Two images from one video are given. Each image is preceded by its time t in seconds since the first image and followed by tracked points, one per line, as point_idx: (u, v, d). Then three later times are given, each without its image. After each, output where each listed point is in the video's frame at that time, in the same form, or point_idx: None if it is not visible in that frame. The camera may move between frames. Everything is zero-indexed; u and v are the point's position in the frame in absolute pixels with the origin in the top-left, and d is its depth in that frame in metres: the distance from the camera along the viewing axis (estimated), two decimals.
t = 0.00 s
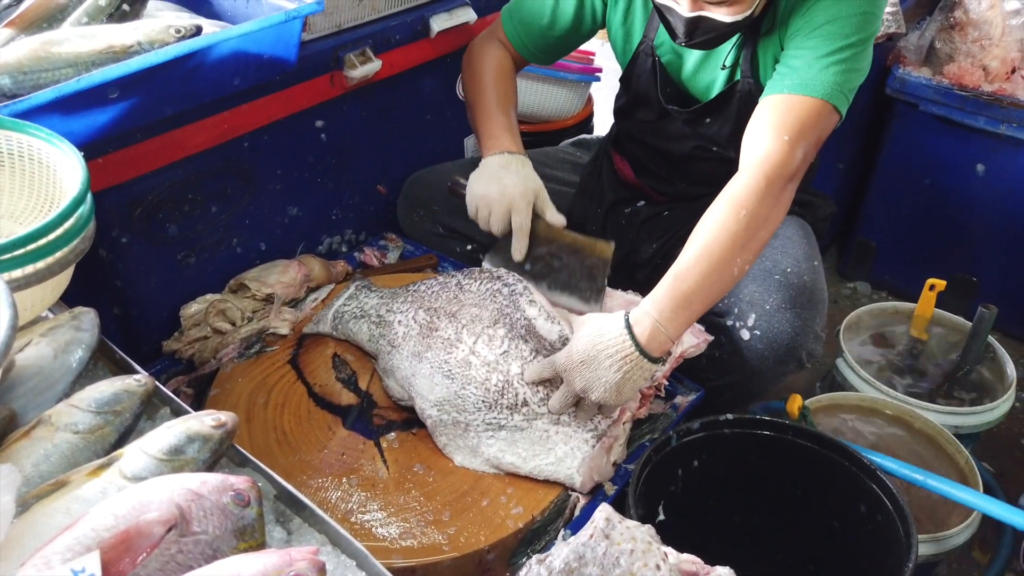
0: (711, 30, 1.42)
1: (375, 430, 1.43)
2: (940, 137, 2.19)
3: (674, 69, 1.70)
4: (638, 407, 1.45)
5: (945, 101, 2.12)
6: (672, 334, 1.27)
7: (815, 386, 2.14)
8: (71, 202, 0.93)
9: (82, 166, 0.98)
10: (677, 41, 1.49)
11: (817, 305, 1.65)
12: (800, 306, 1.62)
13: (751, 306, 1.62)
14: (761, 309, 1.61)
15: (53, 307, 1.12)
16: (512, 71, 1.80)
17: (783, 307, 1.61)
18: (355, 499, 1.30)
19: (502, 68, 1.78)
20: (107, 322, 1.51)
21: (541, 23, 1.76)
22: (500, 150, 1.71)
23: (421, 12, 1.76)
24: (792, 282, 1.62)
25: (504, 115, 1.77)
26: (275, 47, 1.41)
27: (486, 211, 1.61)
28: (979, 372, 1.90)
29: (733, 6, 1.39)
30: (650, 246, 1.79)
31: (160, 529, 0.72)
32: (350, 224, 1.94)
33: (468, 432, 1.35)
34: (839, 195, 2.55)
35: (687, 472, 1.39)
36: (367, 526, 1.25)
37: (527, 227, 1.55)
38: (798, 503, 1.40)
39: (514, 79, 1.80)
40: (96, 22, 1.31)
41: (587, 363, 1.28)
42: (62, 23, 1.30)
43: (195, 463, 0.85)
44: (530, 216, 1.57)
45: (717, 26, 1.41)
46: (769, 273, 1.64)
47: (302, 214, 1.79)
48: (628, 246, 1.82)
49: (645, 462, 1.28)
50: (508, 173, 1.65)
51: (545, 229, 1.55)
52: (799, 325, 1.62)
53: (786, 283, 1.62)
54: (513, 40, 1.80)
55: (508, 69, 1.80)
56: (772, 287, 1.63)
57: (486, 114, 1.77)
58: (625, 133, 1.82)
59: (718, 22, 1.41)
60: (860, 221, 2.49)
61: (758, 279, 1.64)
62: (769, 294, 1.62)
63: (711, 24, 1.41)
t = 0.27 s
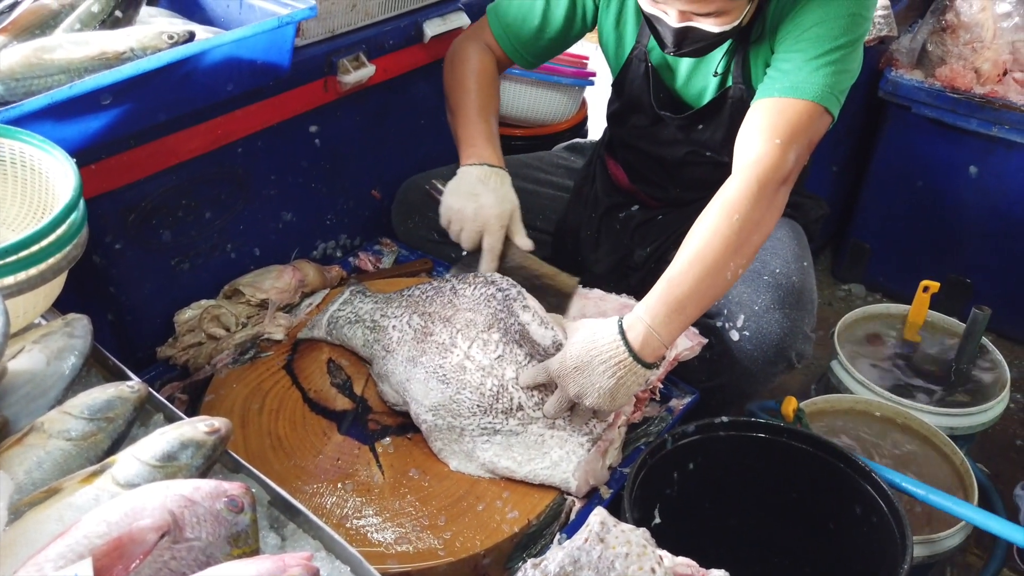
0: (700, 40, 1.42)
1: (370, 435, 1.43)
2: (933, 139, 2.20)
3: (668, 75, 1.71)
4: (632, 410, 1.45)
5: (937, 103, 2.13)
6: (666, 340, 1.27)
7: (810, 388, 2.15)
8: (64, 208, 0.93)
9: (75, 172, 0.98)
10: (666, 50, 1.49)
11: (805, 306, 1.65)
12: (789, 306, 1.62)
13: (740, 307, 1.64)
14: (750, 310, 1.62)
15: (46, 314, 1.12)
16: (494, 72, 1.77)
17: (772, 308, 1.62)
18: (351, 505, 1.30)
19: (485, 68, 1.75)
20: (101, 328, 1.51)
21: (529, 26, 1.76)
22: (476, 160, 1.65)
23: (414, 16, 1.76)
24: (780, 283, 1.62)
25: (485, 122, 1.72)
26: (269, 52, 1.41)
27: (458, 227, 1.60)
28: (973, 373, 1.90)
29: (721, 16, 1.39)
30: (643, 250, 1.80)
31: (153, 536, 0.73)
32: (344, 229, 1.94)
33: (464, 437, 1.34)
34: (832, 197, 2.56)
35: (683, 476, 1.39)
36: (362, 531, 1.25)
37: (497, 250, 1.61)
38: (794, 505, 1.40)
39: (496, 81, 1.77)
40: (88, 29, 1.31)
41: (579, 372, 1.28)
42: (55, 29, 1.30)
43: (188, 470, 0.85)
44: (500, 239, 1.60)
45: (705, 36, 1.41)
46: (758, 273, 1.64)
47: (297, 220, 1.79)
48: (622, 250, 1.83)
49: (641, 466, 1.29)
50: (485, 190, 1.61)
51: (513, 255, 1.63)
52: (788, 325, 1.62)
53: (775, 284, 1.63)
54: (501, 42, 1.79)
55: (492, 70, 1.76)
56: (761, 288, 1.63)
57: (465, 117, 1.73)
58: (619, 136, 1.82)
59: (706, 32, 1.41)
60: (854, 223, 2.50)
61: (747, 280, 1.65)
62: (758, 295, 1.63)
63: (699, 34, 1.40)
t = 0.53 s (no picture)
0: (689, 45, 1.42)
1: (368, 438, 1.43)
2: (929, 140, 2.20)
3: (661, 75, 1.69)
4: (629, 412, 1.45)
5: (932, 104, 2.14)
6: (660, 345, 1.27)
7: (807, 389, 2.15)
8: (59, 213, 0.93)
9: (71, 177, 0.98)
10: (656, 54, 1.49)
11: (800, 307, 1.65)
12: (784, 306, 1.63)
13: (734, 309, 1.64)
14: (744, 311, 1.62)
15: (43, 319, 1.12)
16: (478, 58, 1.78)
17: (766, 309, 1.62)
18: (349, 508, 1.30)
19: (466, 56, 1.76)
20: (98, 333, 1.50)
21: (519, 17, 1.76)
22: (442, 150, 1.74)
23: (410, 20, 1.76)
24: (774, 284, 1.63)
25: (458, 110, 1.77)
26: (266, 56, 1.41)
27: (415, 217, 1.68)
28: (970, 374, 1.91)
29: (710, 23, 1.39)
30: (637, 253, 1.81)
31: (150, 541, 0.72)
32: (342, 233, 1.94)
33: (461, 440, 1.34)
34: (829, 199, 2.57)
35: (681, 478, 1.39)
36: (360, 535, 1.25)
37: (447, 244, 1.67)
38: (792, 507, 1.40)
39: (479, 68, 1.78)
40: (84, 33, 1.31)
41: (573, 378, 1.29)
42: (51, 34, 1.30)
43: (185, 474, 0.84)
44: (451, 232, 1.67)
45: (694, 41, 1.41)
46: (752, 275, 1.65)
47: (294, 223, 1.79)
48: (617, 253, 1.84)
49: (639, 468, 1.28)
50: (441, 184, 1.69)
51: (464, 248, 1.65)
52: (783, 325, 1.62)
53: (769, 284, 1.63)
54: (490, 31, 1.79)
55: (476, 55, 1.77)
56: (755, 288, 1.63)
57: (439, 102, 1.77)
58: (614, 138, 1.82)
59: (694, 38, 1.40)
60: (850, 225, 2.50)
61: (742, 282, 1.65)
62: (753, 296, 1.63)
63: (687, 39, 1.40)
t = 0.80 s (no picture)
0: (684, 41, 1.43)
1: (364, 438, 1.43)
2: (925, 140, 2.21)
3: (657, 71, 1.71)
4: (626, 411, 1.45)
5: (928, 104, 2.14)
6: (655, 345, 1.28)
7: (804, 389, 2.15)
8: (54, 214, 0.92)
9: (65, 178, 0.98)
10: (652, 51, 1.50)
11: (794, 305, 1.65)
12: (778, 305, 1.62)
13: (729, 307, 1.64)
14: (739, 309, 1.62)
15: (37, 320, 1.12)
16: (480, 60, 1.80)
17: (761, 307, 1.61)
18: (345, 509, 1.29)
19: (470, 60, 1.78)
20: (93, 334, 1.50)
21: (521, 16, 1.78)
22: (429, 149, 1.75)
23: (406, 20, 1.76)
24: (769, 282, 1.63)
25: (450, 110, 1.77)
26: (261, 56, 1.41)
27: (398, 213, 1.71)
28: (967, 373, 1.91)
29: (703, 20, 1.39)
30: (634, 253, 1.81)
31: (145, 542, 0.72)
32: (338, 233, 1.94)
33: (457, 440, 1.34)
34: (825, 199, 2.57)
35: (678, 477, 1.39)
36: (357, 536, 1.25)
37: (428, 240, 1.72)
38: (790, 506, 1.40)
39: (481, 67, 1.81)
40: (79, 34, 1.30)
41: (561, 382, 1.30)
42: (46, 35, 1.30)
43: (180, 475, 0.84)
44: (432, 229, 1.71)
45: (688, 37, 1.42)
46: (747, 273, 1.65)
47: (290, 224, 1.79)
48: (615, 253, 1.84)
49: (636, 468, 1.28)
50: (426, 180, 1.70)
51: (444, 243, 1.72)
52: (777, 324, 1.61)
53: (763, 282, 1.63)
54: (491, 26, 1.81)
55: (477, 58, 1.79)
56: (749, 287, 1.64)
57: (434, 101, 1.78)
58: (610, 138, 1.82)
59: (689, 34, 1.42)
60: (847, 225, 2.51)
61: (737, 280, 1.65)
62: (747, 294, 1.63)
63: (681, 36, 1.42)
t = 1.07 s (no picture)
0: (697, 32, 1.43)
1: (362, 438, 1.43)
2: (921, 138, 2.21)
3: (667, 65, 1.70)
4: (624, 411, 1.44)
5: (925, 102, 2.14)
6: (660, 339, 1.28)
7: (802, 387, 2.15)
8: (49, 212, 0.92)
9: (61, 176, 0.98)
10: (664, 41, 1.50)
11: (792, 305, 1.65)
12: (775, 304, 1.62)
13: (725, 306, 1.64)
14: (735, 307, 1.62)
15: (33, 319, 1.11)
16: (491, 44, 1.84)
17: (757, 305, 1.61)
18: (343, 508, 1.29)
19: (484, 42, 1.82)
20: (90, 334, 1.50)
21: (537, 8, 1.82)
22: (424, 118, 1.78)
23: (403, 19, 1.75)
24: (765, 281, 1.62)
25: (455, 86, 1.81)
26: (256, 55, 1.40)
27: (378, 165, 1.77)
28: (965, 370, 1.91)
29: (719, 9, 1.41)
30: (631, 251, 1.80)
31: (141, 540, 0.72)
32: (335, 233, 1.94)
33: (455, 442, 1.33)
34: (823, 197, 2.57)
35: (675, 476, 1.39)
36: (354, 535, 1.25)
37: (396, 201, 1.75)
38: (787, 504, 1.40)
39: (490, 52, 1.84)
40: (75, 33, 1.30)
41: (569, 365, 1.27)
42: (41, 34, 1.30)
43: (176, 473, 0.84)
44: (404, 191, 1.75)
45: (703, 27, 1.42)
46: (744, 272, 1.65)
47: (287, 224, 1.79)
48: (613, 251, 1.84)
49: (633, 467, 1.28)
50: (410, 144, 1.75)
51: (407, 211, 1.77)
52: (774, 324, 1.61)
53: (759, 281, 1.63)
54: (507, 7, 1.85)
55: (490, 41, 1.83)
56: (745, 286, 1.63)
57: (439, 83, 1.82)
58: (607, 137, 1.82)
59: (703, 25, 1.42)
60: (844, 223, 2.51)
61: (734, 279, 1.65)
62: (744, 293, 1.63)
63: (696, 25, 1.42)
